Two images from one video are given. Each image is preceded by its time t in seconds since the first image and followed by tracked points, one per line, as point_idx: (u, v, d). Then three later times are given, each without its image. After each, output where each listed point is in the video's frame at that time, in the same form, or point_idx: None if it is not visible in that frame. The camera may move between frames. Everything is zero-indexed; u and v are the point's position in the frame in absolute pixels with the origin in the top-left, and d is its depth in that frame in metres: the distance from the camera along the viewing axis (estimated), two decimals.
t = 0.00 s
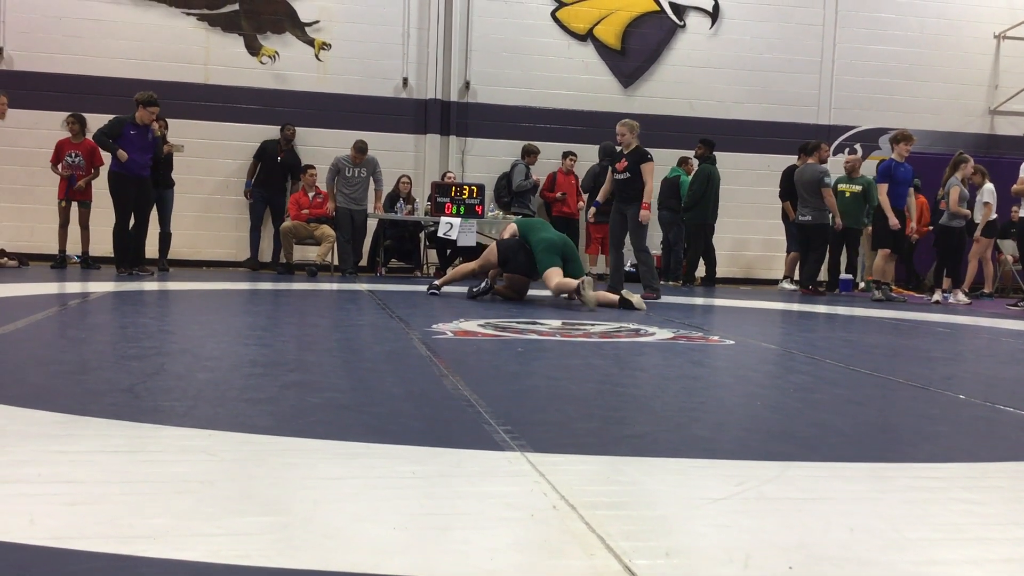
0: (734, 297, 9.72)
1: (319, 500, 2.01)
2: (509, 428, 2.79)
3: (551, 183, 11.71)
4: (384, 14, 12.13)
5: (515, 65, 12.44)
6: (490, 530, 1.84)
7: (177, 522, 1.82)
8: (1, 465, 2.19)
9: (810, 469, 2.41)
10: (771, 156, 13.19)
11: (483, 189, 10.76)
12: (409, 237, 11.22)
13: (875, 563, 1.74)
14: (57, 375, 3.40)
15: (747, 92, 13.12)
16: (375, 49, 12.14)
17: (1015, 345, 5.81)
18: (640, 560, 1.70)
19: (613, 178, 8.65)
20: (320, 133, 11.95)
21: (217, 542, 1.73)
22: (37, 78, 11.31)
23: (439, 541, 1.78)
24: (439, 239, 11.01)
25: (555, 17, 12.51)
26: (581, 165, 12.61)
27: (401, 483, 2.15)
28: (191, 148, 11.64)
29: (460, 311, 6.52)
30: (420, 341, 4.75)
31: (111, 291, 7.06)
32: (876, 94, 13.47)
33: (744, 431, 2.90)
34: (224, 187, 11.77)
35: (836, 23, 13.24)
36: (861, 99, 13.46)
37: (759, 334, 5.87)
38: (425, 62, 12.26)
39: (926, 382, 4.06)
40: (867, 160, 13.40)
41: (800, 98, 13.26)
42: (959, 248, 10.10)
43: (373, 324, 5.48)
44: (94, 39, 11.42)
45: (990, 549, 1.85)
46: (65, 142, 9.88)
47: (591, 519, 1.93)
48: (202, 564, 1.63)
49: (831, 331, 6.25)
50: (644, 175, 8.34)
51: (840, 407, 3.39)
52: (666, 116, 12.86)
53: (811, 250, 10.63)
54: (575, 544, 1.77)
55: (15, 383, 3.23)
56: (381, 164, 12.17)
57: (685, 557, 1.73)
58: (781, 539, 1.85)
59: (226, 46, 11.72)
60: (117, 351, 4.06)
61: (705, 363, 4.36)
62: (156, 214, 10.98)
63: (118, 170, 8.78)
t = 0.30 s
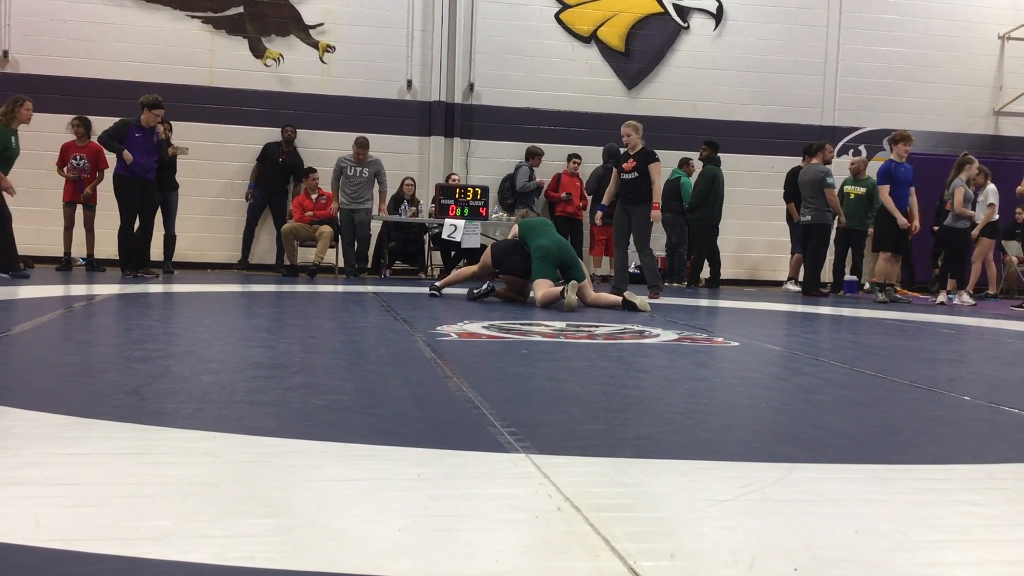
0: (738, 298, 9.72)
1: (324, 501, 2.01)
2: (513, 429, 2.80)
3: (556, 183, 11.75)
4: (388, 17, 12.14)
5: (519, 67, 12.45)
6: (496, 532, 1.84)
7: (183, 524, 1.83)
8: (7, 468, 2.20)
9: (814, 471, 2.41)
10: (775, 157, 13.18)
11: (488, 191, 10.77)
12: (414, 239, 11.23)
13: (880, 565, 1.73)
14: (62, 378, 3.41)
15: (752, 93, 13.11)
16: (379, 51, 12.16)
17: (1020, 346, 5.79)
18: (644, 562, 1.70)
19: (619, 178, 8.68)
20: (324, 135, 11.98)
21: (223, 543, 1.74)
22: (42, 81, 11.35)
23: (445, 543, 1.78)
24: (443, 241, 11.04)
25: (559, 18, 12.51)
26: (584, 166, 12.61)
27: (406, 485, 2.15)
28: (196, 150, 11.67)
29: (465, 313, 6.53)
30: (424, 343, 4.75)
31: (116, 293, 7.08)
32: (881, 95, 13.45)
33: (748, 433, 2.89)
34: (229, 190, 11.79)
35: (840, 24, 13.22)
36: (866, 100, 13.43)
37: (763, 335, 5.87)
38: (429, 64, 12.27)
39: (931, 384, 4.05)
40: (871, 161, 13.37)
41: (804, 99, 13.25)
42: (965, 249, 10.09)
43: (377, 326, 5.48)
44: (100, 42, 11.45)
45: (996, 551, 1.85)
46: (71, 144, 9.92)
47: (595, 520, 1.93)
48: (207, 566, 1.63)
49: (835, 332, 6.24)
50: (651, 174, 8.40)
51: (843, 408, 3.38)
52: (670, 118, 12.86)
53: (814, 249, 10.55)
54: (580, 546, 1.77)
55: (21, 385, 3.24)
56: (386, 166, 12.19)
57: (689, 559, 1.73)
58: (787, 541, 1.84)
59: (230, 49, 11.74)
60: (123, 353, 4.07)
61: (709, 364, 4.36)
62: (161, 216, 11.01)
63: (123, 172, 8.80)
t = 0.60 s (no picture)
0: (740, 298, 9.71)
1: (325, 501, 2.01)
2: (515, 429, 2.80)
3: (557, 183, 11.76)
4: (390, 16, 12.14)
5: (521, 66, 12.44)
6: (498, 532, 1.84)
7: (185, 524, 1.83)
8: (10, 467, 2.21)
9: (817, 470, 2.41)
10: (777, 156, 13.16)
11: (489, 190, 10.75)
12: (416, 239, 11.23)
13: (883, 564, 1.73)
14: (64, 378, 3.41)
15: (753, 93, 13.10)
16: (381, 50, 12.16)
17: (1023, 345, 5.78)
18: (646, 561, 1.70)
19: (634, 179, 8.77)
20: (326, 135, 11.99)
21: (225, 543, 1.74)
22: (44, 81, 11.35)
23: (447, 542, 1.78)
24: (445, 241, 11.05)
25: (561, 17, 12.50)
26: (586, 166, 12.61)
27: (409, 485, 2.16)
28: (198, 150, 11.68)
29: (467, 313, 6.53)
30: (426, 343, 4.75)
31: (118, 293, 7.09)
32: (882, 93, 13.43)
33: (750, 432, 2.89)
34: (231, 190, 11.80)
35: (843, 23, 13.21)
36: (868, 99, 13.42)
37: (765, 334, 5.87)
38: (430, 64, 12.27)
39: (932, 383, 4.05)
40: (873, 160, 13.36)
41: (807, 98, 13.23)
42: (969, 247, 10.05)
43: (378, 326, 5.48)
44: (102, 42, 11.46)
45: (998, 550, 1.84)
46: (73, 145, 9.96)
47: (598, 520, 1.93)
48: (209, 566, 1.63)
49: (837, 332, 6.23)
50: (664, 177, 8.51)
51: (846, 407, 3.38)
52: (671, 117, 12.85)
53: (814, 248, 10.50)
54: (582, 545, 1.77)
55: (24, 385, 3.25)
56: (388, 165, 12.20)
57: (691, 558, 1.73)
58: (789, 541, 1.84)
59: (232, 49, 11.74)
60: (125, 353, 4.08)
61: (711, 364, 4.35)
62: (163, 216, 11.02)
63: (125, 172, 8.81)
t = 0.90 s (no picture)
0: (741, 295, 9.69)
1: (327, 499, 2.01)
2: (517, 426, 2.79)
3: (557, 182, 11.75)
4: (390, 14, 12.14)
5: (522, 63, 12.43)
6: (499, 530, 1.84)
7: (188, 522, 1.83)
8: (11, 465, 2.21)
9: (818, 468, 2.41)
10: (778, 153, 13.16)
11: (490, 188, 10.74)
12: (417, 236, 11.24)
13: (885, 561, 1.73)
14: (66, 375, 3.41)
15: (754, 90, 13.08)
16: (382, 47, 12.15)
17: None
18: (648, 559, 1.70)
19: (633, 176, 8.77)
20: (327, 133, 11.99)
21: (227, 541, 1.74)
22: (45, 79, 11.35)
23: (449, 540, 1.78)
24: (445, 238, 11.05)
25: (561, 15, 12.49)
26: (586, 163, 12.60)
27: (410, 482, 2.16)
28: (199, 148, 11.68)
29: (468, 310, 6.52)
30: (428, 340, 4.75)
31: (119, 291, 7.08)
32: (883, 90, 13.42)
33: (751, 429, 2.89)
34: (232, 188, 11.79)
35: (844, 20, 13.20)
36: (869, 96, 13.40)
37: (766, 331, 5.87)
38: (431, 62, 12.27)
39: (933, 380, 4.05)
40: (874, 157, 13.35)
41: (807, 95, 13.23)
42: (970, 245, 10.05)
43: (380, 324, 5.48)
44: (103, 40, 11.46)
45: (1000, 547, 1.84)
46: (75, 143, 9.97)
47: (600, 517, 1.93)
48: (211, 563, 1.64)
49: (839, 329, 6.23)
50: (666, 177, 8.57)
51: (848, 405, 3.38)
52: (672, 114, 12.85)
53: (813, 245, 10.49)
54: (584, 543, 1.77)
55: (25, 383, 3.24)
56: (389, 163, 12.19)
57: (692, 555, 1.73)
58: (790, 538, 1.84)
59: (234, 46, 11.74)
60: (126, 351, 4.08)
61: (712, 361, 4.35)
62: (163, 214, 11.02)
63: (126, 170, 8.81)
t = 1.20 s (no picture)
0: (742, 292, 9.69)
1: (328, 496, 2.01)
2: (518, 423, 2.79)
3: (558, 179, 11.92)
4: (390, 11, 12.12)
5: (522, 60, 12.42)
6: (501, 527, 1.84)
7: (189, 519, 1.83)
8: (12, 462, 2.21)
9: (819, 464, 2.40)
10: (778, 150, 13.14)
11: (490, 184, 10.74)
12: (417, 233, 11.25)
13: (887, 558, 1.73)
14: (67, 373, 3.41)
15: (755, 86, 13.07)
16: (383, 44, 12.14)
17: None
18: (649, 556, 1.70)
19: (630, 171, 8.76)
20: (327, 130, 11.99)
21: (227, 538, 1.74)
22: (46, 76, 11.35)
23: (450, 537, 1.79)
24: (446, 235, 11.05)
25: (562, 11, 12.47)
26: (587, 160, 12.59)
27: (411, 479, 2.16)
28: (199, 145, 11.67)
29: (469, 307, 6.52)
30: (428, 338, 4.75)
31: (121, 288, 7.09)
32: (884, 87, 13.40)
33: (752, 426, 2.89)
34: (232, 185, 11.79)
35: (845, 16, 13.18)
36: (870, 92, 13.38)
37: (767, 328, 5.86)
38: (431, 58, 12.25)
39: (934, 376, 4.04)
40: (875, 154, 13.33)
41: (808, 92, 13.21)
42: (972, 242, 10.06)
43: (380, 321, 5.48)
44: (103, 37, 11.45)
45: (1001, 544, 1.84)
46: (75, 139, 9.98)
47: (601, 514, 1.93)
48: (212, 560, 1.64)
49: (839, 326, 6.22)
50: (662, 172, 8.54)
51: (848, 401, 3.37)
52: (673, 111, 12.83)
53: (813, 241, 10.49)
54: (585, 540, 1.77)
55: (26, 380, 3.25)
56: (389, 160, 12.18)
57: (694, 552, 1.73)
58: (791, 535, 1.84)
59: (234, 43, 11.73)
60: (127, 348, 4.08)
61: (713, 358, 4.35)
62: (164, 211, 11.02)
63: (126, 167, 8.80)
